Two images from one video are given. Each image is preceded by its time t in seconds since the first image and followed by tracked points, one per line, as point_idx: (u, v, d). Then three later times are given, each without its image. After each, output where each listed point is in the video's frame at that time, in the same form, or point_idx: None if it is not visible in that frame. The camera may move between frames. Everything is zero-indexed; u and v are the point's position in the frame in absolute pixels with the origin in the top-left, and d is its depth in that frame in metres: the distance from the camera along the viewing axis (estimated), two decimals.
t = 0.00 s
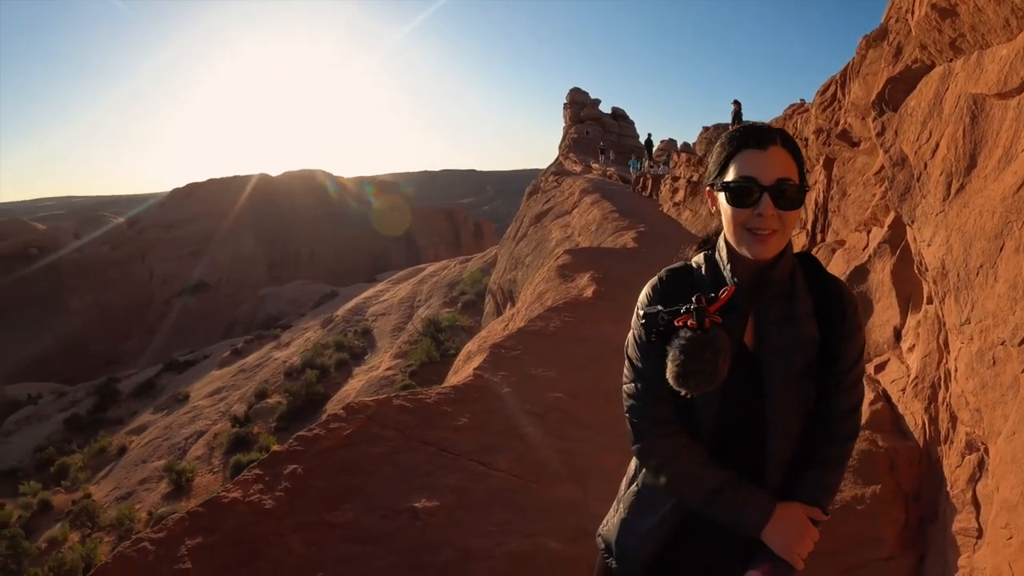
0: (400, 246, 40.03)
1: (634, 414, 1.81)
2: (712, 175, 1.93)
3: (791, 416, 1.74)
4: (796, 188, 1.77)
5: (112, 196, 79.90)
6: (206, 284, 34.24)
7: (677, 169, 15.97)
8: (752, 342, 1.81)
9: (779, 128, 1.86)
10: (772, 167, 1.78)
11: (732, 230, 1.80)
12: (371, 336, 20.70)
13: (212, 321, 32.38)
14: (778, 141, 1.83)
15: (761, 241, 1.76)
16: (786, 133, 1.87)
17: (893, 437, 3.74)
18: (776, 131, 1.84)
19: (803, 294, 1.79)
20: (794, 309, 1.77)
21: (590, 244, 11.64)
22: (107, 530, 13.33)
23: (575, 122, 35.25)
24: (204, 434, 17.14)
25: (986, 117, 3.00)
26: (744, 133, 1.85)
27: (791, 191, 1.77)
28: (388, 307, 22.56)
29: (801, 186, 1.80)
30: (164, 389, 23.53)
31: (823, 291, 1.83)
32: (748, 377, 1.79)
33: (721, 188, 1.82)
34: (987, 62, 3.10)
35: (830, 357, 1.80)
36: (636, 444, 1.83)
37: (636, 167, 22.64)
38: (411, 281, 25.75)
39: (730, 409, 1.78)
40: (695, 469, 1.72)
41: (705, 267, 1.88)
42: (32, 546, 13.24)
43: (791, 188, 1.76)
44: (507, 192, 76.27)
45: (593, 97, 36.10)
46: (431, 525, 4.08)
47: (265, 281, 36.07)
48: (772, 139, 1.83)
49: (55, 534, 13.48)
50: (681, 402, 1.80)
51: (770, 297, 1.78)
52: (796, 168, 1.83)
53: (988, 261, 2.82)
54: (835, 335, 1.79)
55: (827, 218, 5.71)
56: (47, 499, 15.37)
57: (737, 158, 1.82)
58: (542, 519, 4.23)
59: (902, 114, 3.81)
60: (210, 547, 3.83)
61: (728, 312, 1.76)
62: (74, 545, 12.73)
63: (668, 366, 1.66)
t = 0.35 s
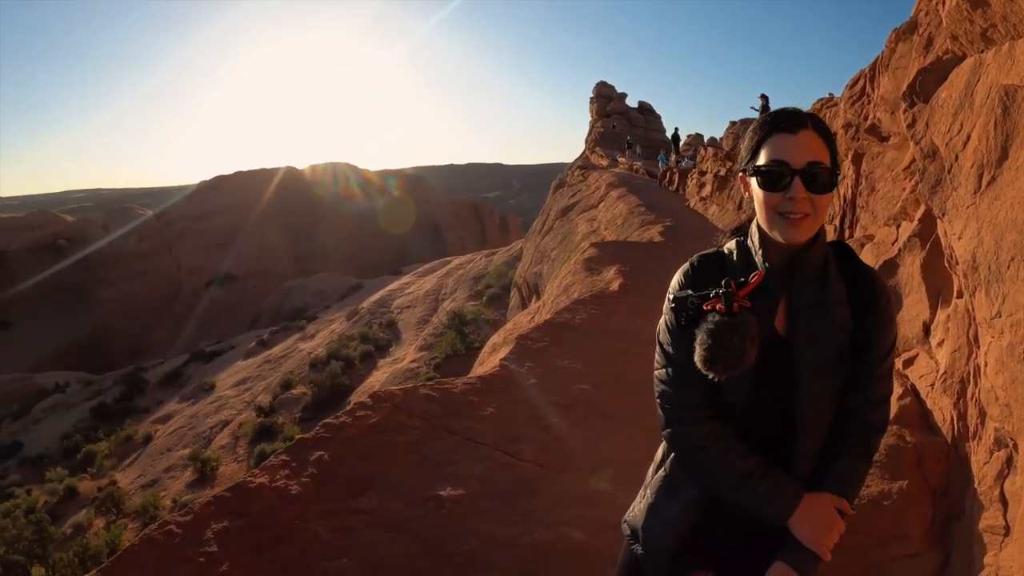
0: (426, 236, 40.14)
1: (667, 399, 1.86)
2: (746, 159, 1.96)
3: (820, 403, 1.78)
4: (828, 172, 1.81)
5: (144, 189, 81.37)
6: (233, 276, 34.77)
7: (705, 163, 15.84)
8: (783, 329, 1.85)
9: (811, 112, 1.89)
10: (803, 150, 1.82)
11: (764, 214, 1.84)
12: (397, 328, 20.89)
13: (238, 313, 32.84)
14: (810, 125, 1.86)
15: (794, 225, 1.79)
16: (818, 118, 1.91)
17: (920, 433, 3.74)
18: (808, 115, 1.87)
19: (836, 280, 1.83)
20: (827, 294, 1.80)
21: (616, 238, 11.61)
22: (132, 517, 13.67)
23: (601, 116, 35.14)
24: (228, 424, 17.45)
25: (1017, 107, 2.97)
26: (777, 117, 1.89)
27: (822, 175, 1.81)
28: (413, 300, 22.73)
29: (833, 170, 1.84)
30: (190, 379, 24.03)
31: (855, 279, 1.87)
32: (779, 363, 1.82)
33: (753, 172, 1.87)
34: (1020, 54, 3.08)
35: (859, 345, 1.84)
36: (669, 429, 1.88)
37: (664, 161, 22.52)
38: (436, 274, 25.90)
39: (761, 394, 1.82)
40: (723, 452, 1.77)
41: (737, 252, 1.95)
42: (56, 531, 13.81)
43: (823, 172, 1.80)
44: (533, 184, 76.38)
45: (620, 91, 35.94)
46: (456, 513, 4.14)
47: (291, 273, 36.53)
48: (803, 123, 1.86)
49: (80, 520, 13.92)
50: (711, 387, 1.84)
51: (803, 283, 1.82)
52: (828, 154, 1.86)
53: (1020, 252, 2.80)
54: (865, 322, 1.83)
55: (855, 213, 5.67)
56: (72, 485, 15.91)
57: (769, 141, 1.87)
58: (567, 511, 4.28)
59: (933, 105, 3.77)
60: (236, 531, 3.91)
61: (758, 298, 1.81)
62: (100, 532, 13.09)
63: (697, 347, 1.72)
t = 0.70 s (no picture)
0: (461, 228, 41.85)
1: (703, 378, 1.92)
2: (784, 145, 2.00)
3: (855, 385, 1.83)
4: (866, 157, 1.83)
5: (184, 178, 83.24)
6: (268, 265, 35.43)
7: (743, 157, 15.67)
8: (820, 313, 1.89)
9: (850, 97, 1.91)
10: (841, 135, 1.85)
11: (803, 198, 1.88)
12: (430, 318, 21.11)
13: (272, 301, 33.44)
14: (848, 110, 1.88)
15: (832, 209, 1.83)
16: (858, 103, 1.93)
17: (957, 429, 3.73)
18: (846, 99, 1.90)
19: (875, 264, 1.87)
20: (864, 279, 1.85)
21: (652, 231, 11.56)
22: (165, 499, 14.10)
23: (637, 108, 34.90)
24: (261, 410, 17.85)
25: None
26: (815, 102, 1.92)
27: (862, 159, 1.83)
28: (447, 290, 22.90)
29: (871, 154, 1.86)
30: (223, 365, 24.66)
31: (894, 265, 1.90)
32: (815, 345, 1.87)
33: (791, 156, 1.90)
34: None
35: (898, 330, 1.87)
36: (704, 407, 1.94)
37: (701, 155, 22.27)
38: (470, 265, 26.07)
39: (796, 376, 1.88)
40: (758, 431, 1.83)
41: (776, 235, 2.00)
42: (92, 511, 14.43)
43: (863, 156, 1.83)
44: (567, 177, 76.16)
45: (656, 83, 35.65)
46: (490, 497, 4.24)
47: (325, 262, 37.03)
48: (842, 107, 1.88)
49: (113, 501, 14.44)
50: (747, 367, 1.90)
51: (841, 266, 1.87)
52: (867, 138, 1.88)
53: None
54: (903, 308, 1.86)
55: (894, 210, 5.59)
56: (106, 467, 16.50)
57: (807, 126, 1.90)
58: (599, 498, 4.35)
59: (976, 97, 3.72)
60: (269, 510, 3.97)
61: (796, 279, 1.86)
62: (133, 512, 13.50)
63: (733, 325, 1.77)
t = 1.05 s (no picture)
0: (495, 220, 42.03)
1: (744, 356, 2.00)
2: (829, 131, 2.06)
3: (894, 370, 1.88)
4: (911, 143, 1.89)
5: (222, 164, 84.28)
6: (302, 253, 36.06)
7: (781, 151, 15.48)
8: (863, 296, 1.94)
9: (895, 83, 1.96)
10: (888, 121, 1.91)
11: (849, 183, 1.94)
12: (463, 308, 21.32)
13: (305, 290, 33.99)
14: (893, 95, 1.94)
15: (877, 194, 1.89)
16: (905, 91, 1.98)
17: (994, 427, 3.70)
18: (892, 86, 1.96)
19: (918, 249, 1.92)
20: (906, 265, 1.90)
21: (687, 225, 11.50)
22: (196, 481, 14.40)
23: (674, 102, 34.69)
24: (293, 396, 18.25)
25: None
26: (861, 87, 1.97)
27: (906, 145, 1.89)
28: (481, 282, 23.10)
29: (916, 140, 1.91)
30: (257, 351, 25.26)
31: (938, 251, 1.94)
32: (856, 328, 1.92)
33: (837, 142, 1.96)
34: None
35: (940, 316, 1.92)
36: (744, 387, 2.02)
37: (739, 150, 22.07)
38: (504, 256, 26.20)
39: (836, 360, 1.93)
40: (796, 411, 1.90)
41: (820, 219, 2.06)
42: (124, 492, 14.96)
43: (907, 143, 1.88)
44: (601, 171, 75.97)
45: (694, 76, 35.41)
46: (523, 482, 4.33)
47: (359, 251, 37.41)
48: (887, 93, 1.94)
49: (144, 483, 15.01)
50: (787, 348, 1.96)
51: (884, 250, 1.92)
52: (912, 123, 1.94)
53: None
54: (946, 296, 1.91)
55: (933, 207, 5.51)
56: (139, 448, 16.98)
57: (853, 112, 1.96)
58: (632, 488, 4.41)
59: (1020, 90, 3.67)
60: (303, 489, 4.00)
61: (838, 261, 1.92)
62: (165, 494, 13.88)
63: (774, 304, 1.85)
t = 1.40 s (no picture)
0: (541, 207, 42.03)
1: (801, 342, 2.08)
2: (892, 117, 2.10)
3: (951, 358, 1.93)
4: (975, 129, 1.93)
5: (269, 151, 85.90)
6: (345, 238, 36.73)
7: (828, 147, 15.19)
8: (923, 284, 1.97)
9: (960, 71, 2.01)
10: (951, 107, 1.95)
11: (912, 169, 1.98)
12: (506, 297, 21.51)
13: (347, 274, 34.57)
14: (957, 83, 1.99)
15: (940, 180, 1.93)
16: (968, 79, 2.02)
17: None
18: (956, 73, 2.01)
19: (977, 239, 1.96)
20: (965, 254, 1.95)
21: (733, 218, 11.37)
22: (236, 459, 14.97)
23: (721, 95, 34.19)
24: (333, 379, 18.72)
25: None
26: (924, 74, 2.03)
27: (970, 132, 1.93)
28: (523, 272, 23.25)
29: (979, 127, 1.96)
30: (300, 334, 26.00)
31: (999, 241, 1.98)
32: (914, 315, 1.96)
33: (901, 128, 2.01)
34: None
35: (997, 306, 1.96)
36: (800, 371, 2.10)
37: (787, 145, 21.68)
38: (547, 247, 26.28)
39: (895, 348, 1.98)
40: (854, 398, 1.96)
41: (880, 206, 2.11)
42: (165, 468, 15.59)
43: (970, 130, 1.93)
44: (647, 166, 75.59)
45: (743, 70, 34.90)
46: (568, 465, 4.44)
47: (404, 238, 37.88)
48: (951, 80, 2.00)
49: (185, 460, 15.61)
50: (844, 334, 2.03)
51: (944, 239, 1.96)
52: (975, 110, 1.98)
53: None
54: (1005, 286, 1.95)
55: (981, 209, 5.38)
56: (181, 427, 17.68)
57: (917, 98, 2.01)
58: (677, 477, 4.49)
59: None
60: (349, 465, 4.17)
61: (899, 245, 1.98)
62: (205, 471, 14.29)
63: (835, 288, 1.93)
